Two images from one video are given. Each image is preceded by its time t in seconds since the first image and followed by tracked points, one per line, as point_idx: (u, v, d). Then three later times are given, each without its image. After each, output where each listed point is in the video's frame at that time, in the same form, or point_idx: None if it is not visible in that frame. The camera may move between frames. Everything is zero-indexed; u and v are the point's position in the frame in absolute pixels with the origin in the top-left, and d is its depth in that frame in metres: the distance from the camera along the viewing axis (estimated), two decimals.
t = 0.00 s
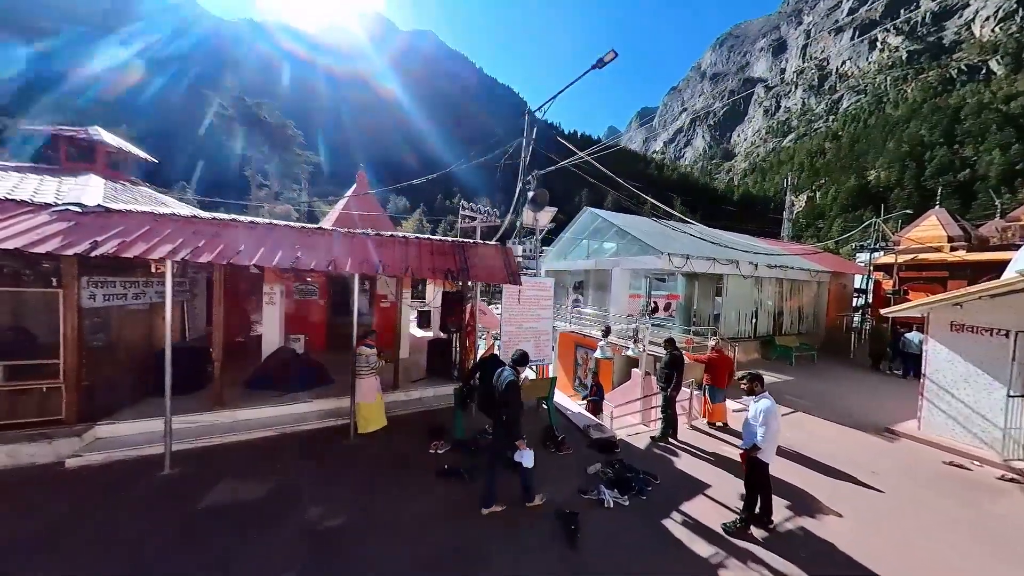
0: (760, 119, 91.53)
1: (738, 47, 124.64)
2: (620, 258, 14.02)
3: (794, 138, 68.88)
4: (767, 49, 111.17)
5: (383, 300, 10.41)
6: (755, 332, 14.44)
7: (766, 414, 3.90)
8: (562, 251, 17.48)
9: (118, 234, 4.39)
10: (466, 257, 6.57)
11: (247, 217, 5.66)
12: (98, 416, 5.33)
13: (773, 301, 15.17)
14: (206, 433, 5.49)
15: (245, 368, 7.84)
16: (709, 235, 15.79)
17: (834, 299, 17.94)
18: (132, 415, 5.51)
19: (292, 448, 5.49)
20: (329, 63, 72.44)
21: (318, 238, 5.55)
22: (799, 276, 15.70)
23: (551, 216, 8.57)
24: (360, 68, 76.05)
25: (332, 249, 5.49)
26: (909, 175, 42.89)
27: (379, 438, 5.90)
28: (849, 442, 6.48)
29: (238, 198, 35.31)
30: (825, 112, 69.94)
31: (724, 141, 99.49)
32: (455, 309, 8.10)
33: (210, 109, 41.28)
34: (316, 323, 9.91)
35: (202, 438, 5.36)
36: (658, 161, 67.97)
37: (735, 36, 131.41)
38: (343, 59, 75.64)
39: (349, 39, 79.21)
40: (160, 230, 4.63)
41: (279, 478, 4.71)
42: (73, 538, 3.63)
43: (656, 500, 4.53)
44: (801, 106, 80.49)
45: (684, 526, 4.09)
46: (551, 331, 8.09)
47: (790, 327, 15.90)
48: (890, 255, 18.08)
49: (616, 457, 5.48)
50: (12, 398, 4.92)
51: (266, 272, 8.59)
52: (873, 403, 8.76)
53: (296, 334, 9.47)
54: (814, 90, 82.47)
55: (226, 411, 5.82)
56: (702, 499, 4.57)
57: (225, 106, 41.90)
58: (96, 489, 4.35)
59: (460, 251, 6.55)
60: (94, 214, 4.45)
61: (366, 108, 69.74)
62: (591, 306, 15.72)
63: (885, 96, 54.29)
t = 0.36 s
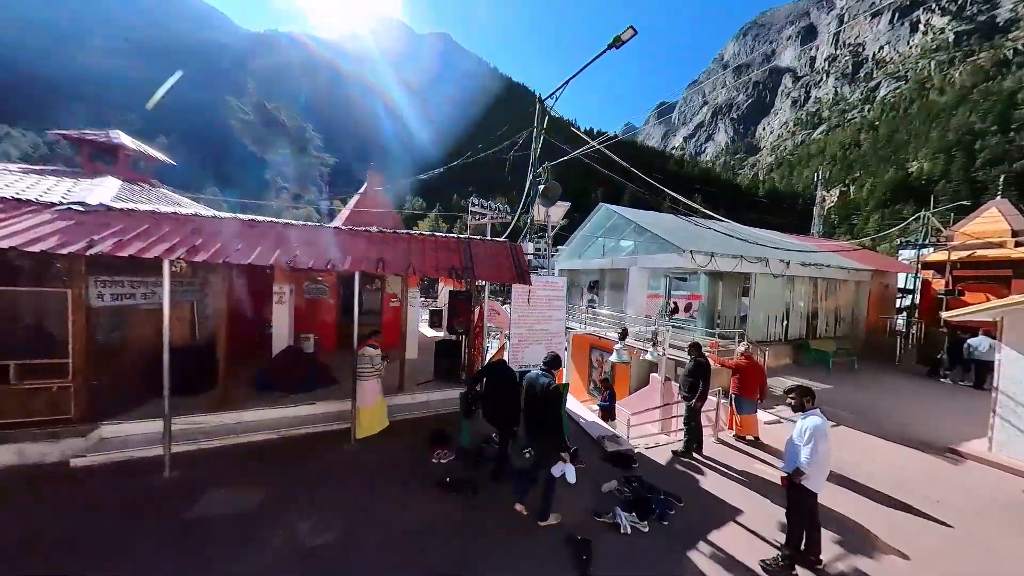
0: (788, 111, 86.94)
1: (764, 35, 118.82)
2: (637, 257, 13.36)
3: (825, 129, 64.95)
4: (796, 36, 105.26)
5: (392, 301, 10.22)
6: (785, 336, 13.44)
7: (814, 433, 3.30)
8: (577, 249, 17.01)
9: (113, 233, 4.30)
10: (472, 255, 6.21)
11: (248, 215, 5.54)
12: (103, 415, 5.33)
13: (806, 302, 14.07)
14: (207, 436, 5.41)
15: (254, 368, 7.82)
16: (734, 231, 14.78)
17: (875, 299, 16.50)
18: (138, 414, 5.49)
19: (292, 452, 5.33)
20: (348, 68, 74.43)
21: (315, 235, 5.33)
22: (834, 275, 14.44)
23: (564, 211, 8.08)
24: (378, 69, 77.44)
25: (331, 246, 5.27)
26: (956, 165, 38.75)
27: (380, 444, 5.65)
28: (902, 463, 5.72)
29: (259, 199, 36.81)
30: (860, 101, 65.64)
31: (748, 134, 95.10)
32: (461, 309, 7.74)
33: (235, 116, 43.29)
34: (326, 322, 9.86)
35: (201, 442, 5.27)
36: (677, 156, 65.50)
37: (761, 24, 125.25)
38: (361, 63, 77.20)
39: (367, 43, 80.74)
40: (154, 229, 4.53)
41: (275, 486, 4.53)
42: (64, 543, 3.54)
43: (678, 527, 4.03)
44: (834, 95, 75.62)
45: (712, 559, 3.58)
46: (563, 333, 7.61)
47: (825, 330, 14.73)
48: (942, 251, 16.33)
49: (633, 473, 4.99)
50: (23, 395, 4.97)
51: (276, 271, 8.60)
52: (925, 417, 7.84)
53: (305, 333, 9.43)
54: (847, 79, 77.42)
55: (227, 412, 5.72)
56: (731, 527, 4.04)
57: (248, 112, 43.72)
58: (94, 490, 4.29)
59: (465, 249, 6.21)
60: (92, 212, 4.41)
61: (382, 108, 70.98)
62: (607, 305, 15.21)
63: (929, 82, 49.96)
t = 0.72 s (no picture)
0: (818, 102, 80.34)
1: (791, 22, 112.37)
2: (660, 254, 12.63)
3: (859, 121, 59.33)
4: (826, 23, 98.84)
5: (406, 300, 10.05)
6: (823, 340, 12.43)
7: (893, 459, 2.76)
8: (595, 247, 16.50)
9: (124, 231, 4.25)
10: (486, 253, 5.90)
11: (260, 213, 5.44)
12: (122, 413, 5.35)
13: (846, 303, 12.96)
14: (219, 437, 5.32)
15: (268, 368, 7.79)
16: (766, 226, 13.79)
17: (924, 302, 15.06)
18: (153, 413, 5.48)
19: (299, 457, 5.14)
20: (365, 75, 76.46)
21: (326, 232, 5.16)
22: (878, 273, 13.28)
23: (583, 206, 7.58)
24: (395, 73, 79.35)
25: (340, 243, 5.07)
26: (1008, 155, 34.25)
27: (392, 449, 5.43)
28: (979, 492, 4.95)
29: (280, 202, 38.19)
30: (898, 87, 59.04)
31: (774, 129, 88.74)
32: (475, 310, 7.46)
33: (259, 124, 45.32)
34: (340, 321, 9.80)
35: (212, 443, 5.17)
36: (696, 153, 63.07)
37: (789, 10, 118.54)
38: (378, 69, 79.14)
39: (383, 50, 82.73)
40: (163, 226, 4.45)
41: (280, 494, 4.33)
42: (70, 548, 3.45)
43: (718, 558, 3.54)
44: (870, 83, 69.80)
45: None
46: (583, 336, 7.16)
47: (868, 333, 13.57)
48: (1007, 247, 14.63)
49: (663, 493, 4.51)
50: (45, 392, 5.03)
51: (291, 270, 8.58)
52: (999, 437, 6.87)
53: (320, 333, 9.39)
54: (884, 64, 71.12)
55: (239, 413, 5.65)
56: (781, 562, 3.51)
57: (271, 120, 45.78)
58: (105, 491, 4.24)
59: (478, 247, 5.91)
60: (104, 210, 4.38)
61: (398, 111, 72.21)
62: (627, 306, 14.65)
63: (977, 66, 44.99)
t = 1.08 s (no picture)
0: (847, 92, 74.04)
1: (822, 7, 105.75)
2: (685, 253, 12.02)
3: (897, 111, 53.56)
4: (859, 9, 92.49)
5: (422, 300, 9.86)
6: (864, 346, 11.52)
7: (1010, 499, 2.44)
8: (615, 245, 16.07)
9: (142, 230, 4.20)
10: (505, 252, 5.64)
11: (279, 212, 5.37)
12: (143, 412, 5.37)
13: (891, 306, 11.94)
14: (236, 439, 5.25)
15: (285, 369, 7.77)
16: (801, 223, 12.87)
17: (981, 305, 13.69)
18: (173, 414, 5.47)
19: (315, 462, 4.98)
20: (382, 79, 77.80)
21: (343, 232, 5.02)
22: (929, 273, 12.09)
23: (608, 202, 7.11)
24: (409, 74, 80.16)
25: (355, 242, 4.91)
26: None
27: (408, 456, 5.20)
28: None
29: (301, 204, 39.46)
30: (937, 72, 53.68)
31: (801, 122, 81.60)
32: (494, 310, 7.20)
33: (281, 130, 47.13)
34: (357, 321, 9.74)
35: (229, 445, 5.09)
36: (717, 148, 60.56)
37: None
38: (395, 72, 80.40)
39: (399, 53, 83.88)
40: (179, 226, 4.38)
41: (294, 502, 4.16)
42: (87, 551, 3.39)
43: None
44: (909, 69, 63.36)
45: None
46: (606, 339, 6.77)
47: (915, 339, 12.50)
48: None
49: (702, 515, 4.08)
50: (73, 390, 5.10)
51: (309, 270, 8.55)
52: None
53: (337, 333, 9.35)
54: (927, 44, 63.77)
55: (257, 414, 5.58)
56: None
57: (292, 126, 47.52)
58: (126, 492, 4.22)
59: (498, 246, 5.65)
60: (127, 210, 4.37)
61: (412, 113, 73.01)
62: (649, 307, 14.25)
63: None
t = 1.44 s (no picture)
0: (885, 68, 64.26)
1: None
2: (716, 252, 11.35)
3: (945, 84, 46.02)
4: None
5: (442, 301, 9.58)
6: (922, 355, 10.48)
7: None
8: (641, 244, 15.49)
9: (166, 230, 4.10)
10: (533, 251, 5.27)
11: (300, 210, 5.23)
12: (167, 415, 5.32)
13: (955, 311, 10.79)
14: (259, 442, 5.14)
15: (306, 371, 7.71)
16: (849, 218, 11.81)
17: None
18: (199, 415, 5.43)
19: (337, 470, 4.78)
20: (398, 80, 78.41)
21: (365, 230, 4.83)
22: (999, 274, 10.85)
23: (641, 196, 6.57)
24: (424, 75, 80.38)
25: (378, 241, 4.70)
26: None
27: (432, 466, 4.93)
28: None
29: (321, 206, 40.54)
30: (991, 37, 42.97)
31: (831, 113, 70.23)
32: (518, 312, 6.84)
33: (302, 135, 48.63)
34: (377, 320, 9.64)
35: (252, 450, 4.99)
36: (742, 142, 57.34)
37: None
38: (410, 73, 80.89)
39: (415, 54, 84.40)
40: (202, 227, 4.26)
41: (317, 513, 3.95)
42: (109, 561, 3.27)
43: None
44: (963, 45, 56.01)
45: None
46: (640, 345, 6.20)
47: (982, 346, 11.27)
48: None
49: (762, 548, 3.60)
50: (103, 390, 5.13)
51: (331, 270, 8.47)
52: None
53: (357, 333, 9.27)
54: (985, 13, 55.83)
55: (280, 417, 5.48)
56: None
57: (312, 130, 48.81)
58: (151, 496, 4.14)
59: (524, 246, 5.28)
60: (150, 210, 4.29)
61: (428, 114, 73.42)
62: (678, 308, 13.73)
63: None
